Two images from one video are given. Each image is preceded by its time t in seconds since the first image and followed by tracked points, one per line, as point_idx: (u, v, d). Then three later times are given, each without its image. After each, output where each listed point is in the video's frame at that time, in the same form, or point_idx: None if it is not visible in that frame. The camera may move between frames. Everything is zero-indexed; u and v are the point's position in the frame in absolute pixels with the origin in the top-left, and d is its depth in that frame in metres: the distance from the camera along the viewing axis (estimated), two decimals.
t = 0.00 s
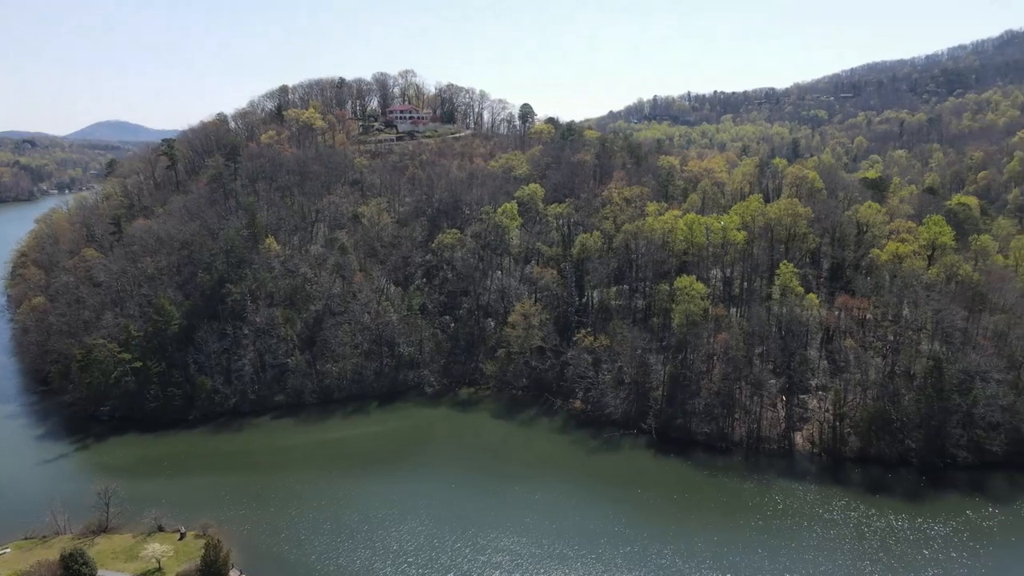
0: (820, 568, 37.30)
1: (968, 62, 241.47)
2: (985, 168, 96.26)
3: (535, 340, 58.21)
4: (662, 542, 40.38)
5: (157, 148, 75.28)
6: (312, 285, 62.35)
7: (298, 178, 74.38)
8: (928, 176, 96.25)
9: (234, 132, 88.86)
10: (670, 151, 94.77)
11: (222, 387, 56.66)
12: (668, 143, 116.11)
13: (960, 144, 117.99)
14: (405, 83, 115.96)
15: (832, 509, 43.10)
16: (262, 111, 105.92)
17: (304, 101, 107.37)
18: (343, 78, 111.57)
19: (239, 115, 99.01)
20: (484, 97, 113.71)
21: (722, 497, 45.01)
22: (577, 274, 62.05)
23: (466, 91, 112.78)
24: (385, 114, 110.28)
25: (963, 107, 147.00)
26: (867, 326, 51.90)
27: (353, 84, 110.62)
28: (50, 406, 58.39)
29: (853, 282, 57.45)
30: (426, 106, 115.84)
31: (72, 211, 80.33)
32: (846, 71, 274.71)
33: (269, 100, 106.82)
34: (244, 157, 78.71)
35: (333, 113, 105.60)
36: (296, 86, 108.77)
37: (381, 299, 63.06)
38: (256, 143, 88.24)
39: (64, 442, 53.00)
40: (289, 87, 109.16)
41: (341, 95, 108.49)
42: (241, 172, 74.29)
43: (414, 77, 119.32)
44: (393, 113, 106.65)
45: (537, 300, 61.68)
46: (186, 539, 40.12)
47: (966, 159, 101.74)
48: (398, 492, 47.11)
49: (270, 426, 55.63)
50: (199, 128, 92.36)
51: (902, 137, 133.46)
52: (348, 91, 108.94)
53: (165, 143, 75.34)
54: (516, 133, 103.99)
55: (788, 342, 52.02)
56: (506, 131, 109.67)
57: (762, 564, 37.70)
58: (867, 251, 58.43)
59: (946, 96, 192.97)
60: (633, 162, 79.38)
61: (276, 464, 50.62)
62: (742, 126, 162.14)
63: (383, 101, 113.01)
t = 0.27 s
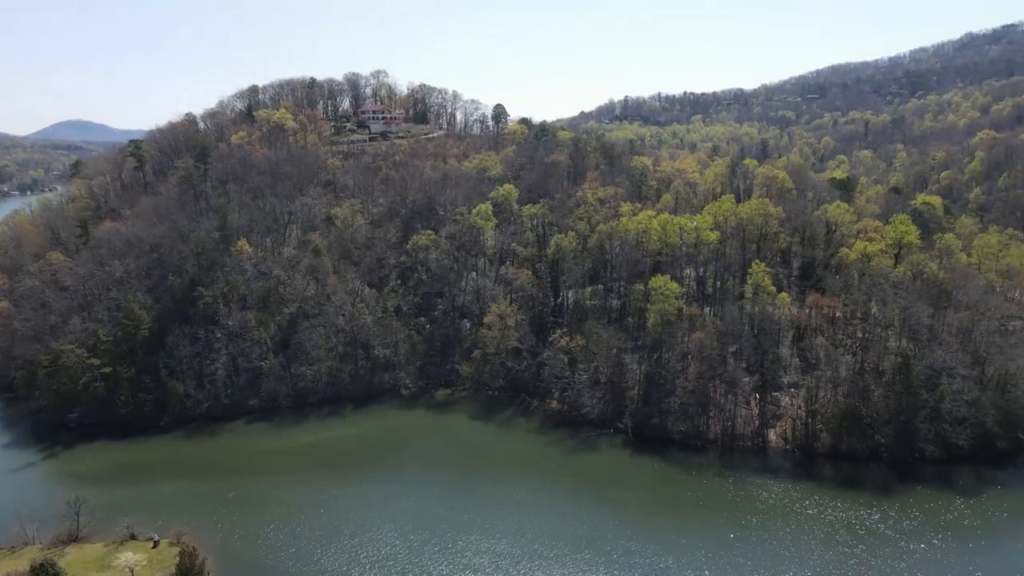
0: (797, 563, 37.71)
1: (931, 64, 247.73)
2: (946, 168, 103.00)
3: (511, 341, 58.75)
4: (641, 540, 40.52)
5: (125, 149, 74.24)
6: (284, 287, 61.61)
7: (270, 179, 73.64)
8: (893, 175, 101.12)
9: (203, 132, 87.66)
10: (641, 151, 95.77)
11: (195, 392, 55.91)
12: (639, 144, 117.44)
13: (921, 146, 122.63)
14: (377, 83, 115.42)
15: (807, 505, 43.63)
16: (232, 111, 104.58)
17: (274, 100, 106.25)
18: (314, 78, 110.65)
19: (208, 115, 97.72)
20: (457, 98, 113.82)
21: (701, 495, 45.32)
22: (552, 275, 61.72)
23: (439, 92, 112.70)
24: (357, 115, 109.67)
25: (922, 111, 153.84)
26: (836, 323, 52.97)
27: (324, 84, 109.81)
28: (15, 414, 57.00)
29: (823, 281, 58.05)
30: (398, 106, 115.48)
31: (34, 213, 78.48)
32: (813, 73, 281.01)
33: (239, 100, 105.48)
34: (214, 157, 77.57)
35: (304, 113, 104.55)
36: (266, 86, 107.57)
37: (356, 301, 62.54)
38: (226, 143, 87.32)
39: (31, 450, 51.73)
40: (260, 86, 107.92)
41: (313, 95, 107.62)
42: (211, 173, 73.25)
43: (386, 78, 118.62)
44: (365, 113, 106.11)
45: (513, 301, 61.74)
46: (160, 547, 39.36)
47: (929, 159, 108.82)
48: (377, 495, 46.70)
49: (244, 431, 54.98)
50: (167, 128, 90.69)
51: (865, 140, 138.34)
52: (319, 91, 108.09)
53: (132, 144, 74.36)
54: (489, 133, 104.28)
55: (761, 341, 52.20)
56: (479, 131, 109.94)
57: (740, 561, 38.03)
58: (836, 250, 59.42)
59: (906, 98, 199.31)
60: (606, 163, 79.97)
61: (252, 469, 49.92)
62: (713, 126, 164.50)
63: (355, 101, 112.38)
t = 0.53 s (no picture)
0: (772, 558, 38.09)
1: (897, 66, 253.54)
2: (910, 167, 108.07)
3: (487, 341, 58.73)
4: (619, 539, 40.67)
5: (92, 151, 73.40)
6: (257, 290, 60.89)
7: (241, 180, 72.82)
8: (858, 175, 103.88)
9: (171, 133, 86.42)
10: (612, 151, 96.65)
11: (166, 397, 55.13)
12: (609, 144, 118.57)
13: (885, 146, 126.58)
14: (349, 83, 114.72)
15: (781, 500, 44.16)
16: (200, 111, 103.14)
17: (244, 100, 105.08)
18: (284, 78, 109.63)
19: (176, 115, 96.31)
20: (429, 98, 113.76)
21: (677, 493, 45.64)
22: (528, 275, 61.65)
23: (411, 92, 112.49)
24: (329, 115, 108.92)
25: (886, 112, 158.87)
26: (807, 321, 53.84)
27: (295, 84, 108.91)
28: None
29: (794, 279, 58.96)
30: (369, 106, 114.92)
31: None
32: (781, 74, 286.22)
33: (208, 100, 104.08)
34: (182, 158, 76.43)
35: (274, 113, 103.45)
36: (235, 85, 106.29)
37: (330, 303, 62.02)
38: (196, 143, 86.43)
39: None
40: (229, 86, 106.59)
41: (283, 94, 106.67)
42: (180, 174, 72.15)
43: (357, 78, 117.95)
44: (336, 113, 105.58)
45: (488, 301, 61.68)
46: (132, 556, 38.61)
47: (892, 160, 112.85)
48: (354, 498, 46.26)
49: (217, 436, 54.29)
50: (133, 128, 89.01)
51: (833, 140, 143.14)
52: (290, 91, 107.17)
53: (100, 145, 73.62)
54: (462, 133, 104.44)
55: (734, 339, 52.81)
56: (451, 131, 110.07)
57: (717, 557, 38.38)
58: (806, 249, 60.49)
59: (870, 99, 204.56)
60: (579, 163, 80.51)
61: (225, 474, 49.20)
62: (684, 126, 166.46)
63: (326, 101, 111.62)
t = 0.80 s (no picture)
0: (745, 554, 38.54)
1: (857, 69, 260.18)
2: (869, 167, 111.77)
3: (458, 343, 58.70)
4: (594, 538, 40.84)
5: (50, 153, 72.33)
6: (224, 293, 60.03)
7: (206, 181, 71.70)
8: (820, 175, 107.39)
9: (132, 133, 84.73)
10: (579, 151, 97.43)
11: (131, 404, 54.06)
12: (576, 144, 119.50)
13: (845, 146, 130.31)
14: (315, 83, 113.65)
15: (752, 496, 44.76)
16: (163, 111, 101.25)
17: (208, 100, 103.47)
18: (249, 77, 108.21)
19: (137, 115, 94.42)
20: (396, 98, 113.40)
21: (651, 491, 45.99)
22: (499, 276, 61.68)
23: (378, 92, 111.99)
24: (295, 115, 107.81)
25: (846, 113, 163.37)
26: (774, 319, 54.39)
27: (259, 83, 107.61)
28: None
29: (760, 279, 60.62)
30: (336, 106, 113.86)
31: None
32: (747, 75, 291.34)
33: (170, 100, 102.21)
34: (144, 159, 74.90)
35: (239, 113, 101.97)
36: (198, 85, 104.56)
37: (300, 306, 61.39)
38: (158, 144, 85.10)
39: None
40: (192, 86, 104.81)
41: (248, 95, 105.34)
42: (142, 176, 70.70)
43: (324, 78, 116.98)
44: (303, 113, 104.64)
45: (459, 302, 61.63)
46: (99, 566, 37.69)
47: (852, 160, 116.89)
48: (328, 502, 45.76)
49: (185, 442, 53.38)
50: (92, 128, 86.67)
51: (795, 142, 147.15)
52: (255, 91, 105.85)
53: (59, 147, 72.68)
54: (430, 134, 104.40)
55: (704, 337, 53.50)
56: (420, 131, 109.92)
57: (691, 554, 38.76)
58: (772, 249, 62.36)
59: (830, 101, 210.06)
60: (549, 164, 80.95)
61: (195, 481, 48.34)
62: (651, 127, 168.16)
63: (291, 101, 110.49)
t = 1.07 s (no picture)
0: (725, 550, 38.88)
1: (827, 71, 264.81)
2: (839, 168, 114.09)
3: (436, 344, 58.57)
4: (575, 538, 40.90)
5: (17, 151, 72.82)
6: (198, 296, 59.26)
7: (177, 183, 70.71)
8: (791, 175, 109.26)
9: (101, 134, 83.36)
10: (554, 151, 97.82)
11: (103, 409, 53.15)
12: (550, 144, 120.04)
13: (815, 146, 132.64)
14: (288, 83, 112.76)
15: (731, 493, 45.15)
16: (132, 111, 99.75)
17: (179, 100, 102.18)
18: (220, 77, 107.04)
19: (106, 116, 92.90)
20: (371, 98, 112.97)
21: (631, 490, 46.18)
22: (476, 277, 61.57)
23: (352, 92, 111.45)
24: (268, 115, 106.84)
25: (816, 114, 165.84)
26: (749, 318, 54.75)
27: (231, 83, 106.57)
28: None
29: (735, 278, 61.88)
30: (309, 106, 113.12)
31: None
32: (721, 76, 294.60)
33: (140, 100, 100.74)
34: (114, 160, 73.68)
35: (211, 113, 100.77)
36: (168, 85, 103.18)
37: (276, 308, 60.76)
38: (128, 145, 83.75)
39: None
40: (162, 86, 103.39)
41: (220, 95, 104.23)
42: (112, 177, 69.52)
43: (297, 78, 116.11)
44: (276, 114, 103.76)
45: (436, 303, 61.47)
46: None
47: (822, 160, 118.75)
48: (307, 507, 45.30)
49: (159, 448, 52.60)
50: (59, 128, 84.86)
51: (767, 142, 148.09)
52: (226, 90, 104.77)
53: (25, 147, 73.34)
54: (405, 134, 104.25)
55: (681, 336, 54.24)
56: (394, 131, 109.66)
57: (671, 552, 38.99)
58: (746, 248, 63.51)
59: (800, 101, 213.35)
60: (525, 165, 81.43)
61: (171, 487, 47.63)
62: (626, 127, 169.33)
63: (264, 101, 109.53)
